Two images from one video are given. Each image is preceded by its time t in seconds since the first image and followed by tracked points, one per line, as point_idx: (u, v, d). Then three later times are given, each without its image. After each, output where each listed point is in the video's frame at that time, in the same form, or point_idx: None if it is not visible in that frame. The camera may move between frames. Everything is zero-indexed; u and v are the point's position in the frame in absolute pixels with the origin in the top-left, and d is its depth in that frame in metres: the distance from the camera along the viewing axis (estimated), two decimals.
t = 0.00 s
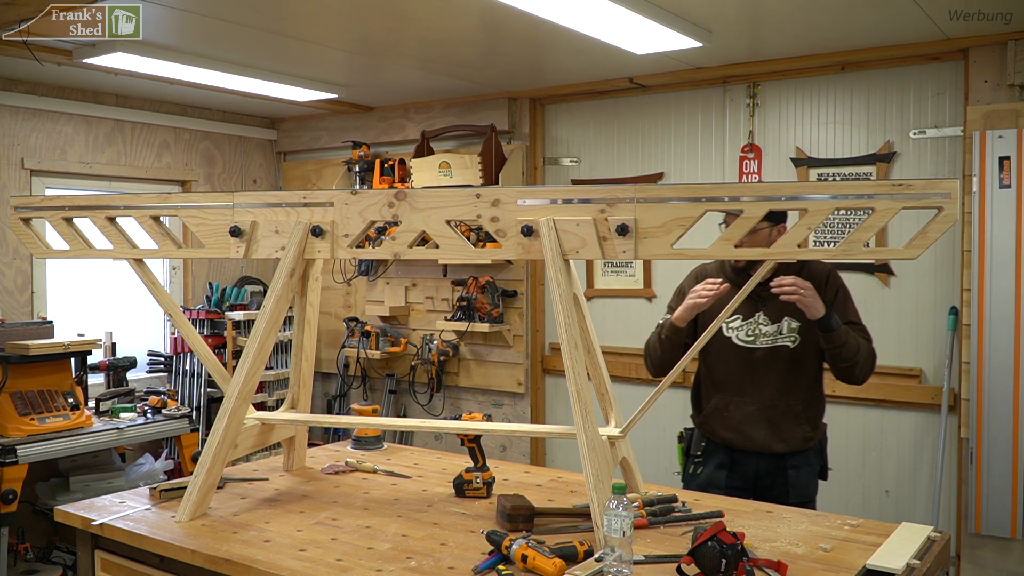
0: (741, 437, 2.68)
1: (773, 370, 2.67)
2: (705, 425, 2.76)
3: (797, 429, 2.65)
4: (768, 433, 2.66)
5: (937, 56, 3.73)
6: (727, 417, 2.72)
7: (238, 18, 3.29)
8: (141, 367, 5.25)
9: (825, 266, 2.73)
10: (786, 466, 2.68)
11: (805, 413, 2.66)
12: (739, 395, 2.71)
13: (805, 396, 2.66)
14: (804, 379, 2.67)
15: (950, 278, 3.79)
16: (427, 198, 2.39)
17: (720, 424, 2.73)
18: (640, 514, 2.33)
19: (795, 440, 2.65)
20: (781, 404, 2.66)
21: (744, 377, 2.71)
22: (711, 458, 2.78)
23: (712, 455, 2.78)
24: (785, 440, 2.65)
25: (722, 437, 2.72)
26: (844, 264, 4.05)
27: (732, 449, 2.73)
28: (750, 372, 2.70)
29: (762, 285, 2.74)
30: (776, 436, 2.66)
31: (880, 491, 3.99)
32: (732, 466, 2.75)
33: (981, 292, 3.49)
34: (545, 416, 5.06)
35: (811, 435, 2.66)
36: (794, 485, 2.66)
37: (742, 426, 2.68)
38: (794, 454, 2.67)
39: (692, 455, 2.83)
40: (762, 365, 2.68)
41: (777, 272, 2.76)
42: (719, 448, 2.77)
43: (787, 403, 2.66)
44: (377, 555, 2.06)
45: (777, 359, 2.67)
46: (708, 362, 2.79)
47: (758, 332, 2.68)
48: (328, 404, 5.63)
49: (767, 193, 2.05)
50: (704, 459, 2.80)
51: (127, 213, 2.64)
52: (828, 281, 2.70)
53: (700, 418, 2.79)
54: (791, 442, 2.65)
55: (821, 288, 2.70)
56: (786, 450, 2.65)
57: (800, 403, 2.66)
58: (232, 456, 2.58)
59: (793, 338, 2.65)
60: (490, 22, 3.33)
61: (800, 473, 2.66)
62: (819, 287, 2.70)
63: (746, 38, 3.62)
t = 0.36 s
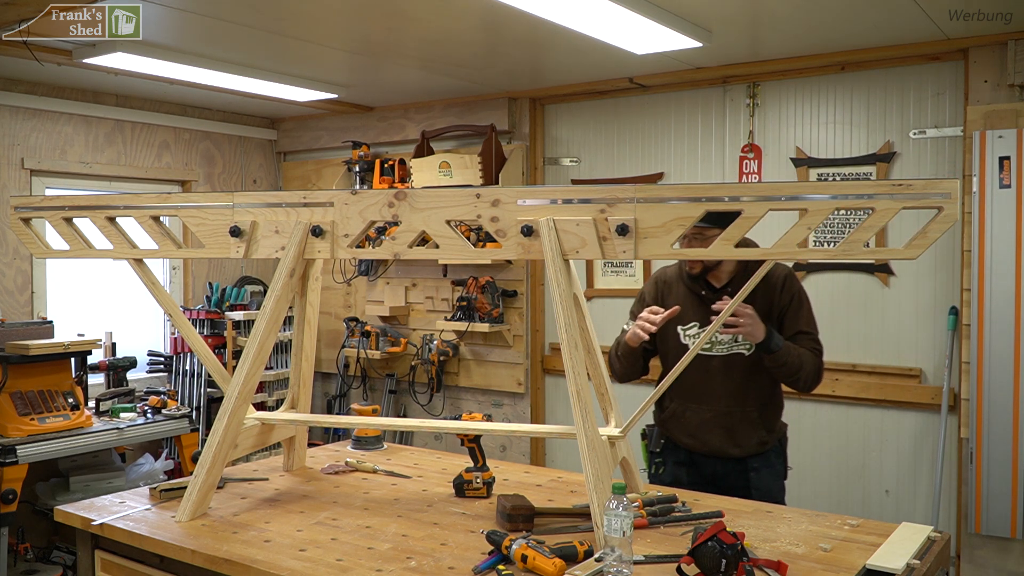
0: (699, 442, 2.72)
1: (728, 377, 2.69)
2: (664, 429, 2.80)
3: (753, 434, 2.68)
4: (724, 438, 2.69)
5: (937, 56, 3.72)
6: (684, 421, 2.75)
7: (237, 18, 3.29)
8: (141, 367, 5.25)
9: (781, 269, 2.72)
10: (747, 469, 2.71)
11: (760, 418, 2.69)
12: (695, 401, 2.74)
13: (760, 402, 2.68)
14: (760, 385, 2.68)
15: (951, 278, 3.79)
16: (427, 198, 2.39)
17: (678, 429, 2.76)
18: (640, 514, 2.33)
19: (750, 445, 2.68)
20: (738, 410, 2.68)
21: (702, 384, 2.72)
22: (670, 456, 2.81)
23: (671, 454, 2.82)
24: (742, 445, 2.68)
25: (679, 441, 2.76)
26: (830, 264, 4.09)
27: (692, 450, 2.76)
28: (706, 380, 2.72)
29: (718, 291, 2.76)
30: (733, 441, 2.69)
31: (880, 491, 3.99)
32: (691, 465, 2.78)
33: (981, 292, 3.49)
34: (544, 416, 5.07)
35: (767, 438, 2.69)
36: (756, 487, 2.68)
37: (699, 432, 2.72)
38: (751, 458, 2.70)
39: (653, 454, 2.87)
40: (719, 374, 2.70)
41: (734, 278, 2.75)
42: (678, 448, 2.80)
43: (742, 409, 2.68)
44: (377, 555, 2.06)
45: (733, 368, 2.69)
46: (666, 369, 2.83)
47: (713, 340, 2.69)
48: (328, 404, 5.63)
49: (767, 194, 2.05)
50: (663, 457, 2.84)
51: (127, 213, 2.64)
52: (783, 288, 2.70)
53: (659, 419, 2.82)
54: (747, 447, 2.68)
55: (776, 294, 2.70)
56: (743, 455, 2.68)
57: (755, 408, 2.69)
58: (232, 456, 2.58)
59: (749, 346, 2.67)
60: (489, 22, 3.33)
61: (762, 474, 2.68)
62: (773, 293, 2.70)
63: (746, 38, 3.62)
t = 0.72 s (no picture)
0: (678, 443, 2.77)
1: (703, 375, 2.76)
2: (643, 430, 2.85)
3: (731, 430, 2.74)
4: (703, 437, 2.75)
5: (937, 56, 3.72)
6: (662, 423, 2.80)
7: (237, 18, 3.29)
8: (141, 367, 5.25)
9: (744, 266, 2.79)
10: (729, 467, 2.77)
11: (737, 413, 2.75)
12: (671, 402, 2.79)
13: (735, 398, 2.75)
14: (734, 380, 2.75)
15: (951, 278, 3.79)
16: (427, 198, 2.39)
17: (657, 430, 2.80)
18: (640, 514, 2.33)
19: (728, 441, 2.74)
20: (715, 408, 2.74)
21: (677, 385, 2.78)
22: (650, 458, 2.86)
23: (652, 456, 2.87)
24: (721, 443, 2.74)
25: (659, 443, 2.81)
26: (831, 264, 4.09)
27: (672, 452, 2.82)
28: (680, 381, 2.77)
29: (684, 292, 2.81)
30: (712, 440, 2.75)
31: (880, 491, 3.99)
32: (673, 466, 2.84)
33: (981, 293, 3.49)
34: (544, 416, 5.07)
35: (745, 434, 2.75)
36: (738, 485, 2.75)
37: (677, 432, 2.77)
38: (730, 454, 2.76)
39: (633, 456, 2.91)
40: (693, 373, 2.76)
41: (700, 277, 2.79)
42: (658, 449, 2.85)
43: (719, 406, 2.74)
44: (378, 555, 2.06)
45: (706, 365, 2.75)
46: (642, 373, 2.88)
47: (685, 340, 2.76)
48: (328, 404, 5.63)
49: (767, 194, 2.06)
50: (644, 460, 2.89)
51: (127, 213, 2.64)
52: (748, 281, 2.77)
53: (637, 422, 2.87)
54: (726, 444, 2.74)
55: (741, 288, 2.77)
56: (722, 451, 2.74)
57: (732, 404, 2.75)
58: (232, 456, 2.58)
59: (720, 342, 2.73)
60: (488, 23, 3.33)
61: (743, 473, 2.75)
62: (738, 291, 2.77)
63: (747, 38, 3.61)
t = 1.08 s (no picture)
0: (674, 442, 2.76)
1: (693, 372, 2.77)
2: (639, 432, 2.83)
3: (725, 426, 2.74)
4: (699, 435, 2.74)
5: (937, 56, 3.73)
6: (657, 424, 2.79)
7: (236, 18, 3.29)
8: (141, 367, 5.25)
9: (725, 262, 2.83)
10: (725, 464, 2.78)
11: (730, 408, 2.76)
12: (664, 402, 2.79)
13: (727, 393, 2.76)
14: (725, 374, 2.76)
15: (951, 279, 3.79)
16: (427, 198, 2.39)
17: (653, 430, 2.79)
18: (640, 514, 2.33)
19: (724, 437, 2.74)
20: (708, 404, 2.75)
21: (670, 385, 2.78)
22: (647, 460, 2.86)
23: (649, 458, 2.85)
24: (718, 439, 2.74)
25: (655, 443, 2.80)
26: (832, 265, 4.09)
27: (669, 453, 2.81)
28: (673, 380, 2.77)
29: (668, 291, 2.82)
30: (708, 437, 2.75)
31: (880, 491, 3.99)
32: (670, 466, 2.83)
33: (981, 293, 3.49)
34: (544, 416, 5.07)
35: (740, 429, 2.76)
36: (733, 481, 2.76)
37: (672, 432, 2.77)
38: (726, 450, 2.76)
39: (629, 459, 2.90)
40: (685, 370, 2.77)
41: (681, 274, 2.81)
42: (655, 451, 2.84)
43: (713, 402, 2.75)
44: (378, 555, 2.06)
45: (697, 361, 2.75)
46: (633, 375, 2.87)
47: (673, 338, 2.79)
48: (328, 404, 5.63)
49: (767, 194, 2.06)
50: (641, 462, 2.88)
51: (127, 213, 2.64)
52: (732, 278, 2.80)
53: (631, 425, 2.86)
54: (722, 441, 2.75)
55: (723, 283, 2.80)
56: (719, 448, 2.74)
57: (725, 399, 2.76)
58: (232, 456, 2.58)
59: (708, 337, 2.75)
60: (488, 23, 3.33)
61: (738, 468, 2.76)
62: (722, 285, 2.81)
63: (747, 38, 3.61)
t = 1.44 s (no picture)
0: (682, 438, 2.75)
1: (698, 365, 2.75)
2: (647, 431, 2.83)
3: (733, 421, 2.72)
4: (705, 431, 2.73)
5: (937, 56, 3.73)
6: (665, 420, 2.79)
7: (236, 18, 3.29)
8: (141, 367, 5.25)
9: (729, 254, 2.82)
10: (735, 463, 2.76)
11: (739, 402, 2.74)
12: (670, 398, 2.78)
13: (734, 386, 2.75)
14: (730, 367, 2.75)
15: (950, 279, 3.79)
16: (427, 198, 2.39)
17: (658, 428, 2.80)
18: (640, 514, 2.33)
19: (732, 431, 2.72)
20: (714, 398, 2.73)
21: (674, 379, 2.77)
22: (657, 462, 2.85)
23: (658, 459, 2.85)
24: (725, 434, 2.72)
25: (664, 442, 2.79)
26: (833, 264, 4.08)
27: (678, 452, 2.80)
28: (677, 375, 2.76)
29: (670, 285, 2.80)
30: (716, 432, 2.73)
31: (880, 491, 3.99)
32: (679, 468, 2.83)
33: (981, 293, 3.49)
34: (544, 416, 5.07)
35: (749, 423, 2.73)
36: (743, 480, 2.72)
37: (680, 427, 2.76)
38: (737, 445, 2.73)
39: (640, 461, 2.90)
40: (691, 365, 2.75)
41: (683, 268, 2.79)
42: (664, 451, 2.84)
43: (719, 397, 2.73)
44: (378, 556, 2.06)
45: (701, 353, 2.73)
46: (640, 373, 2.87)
47: (676, 331, 2.77)
48: (328, 404, 5.63)
49: (767, 194, 2.06)
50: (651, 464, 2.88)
51: (127, 213, 2.64)
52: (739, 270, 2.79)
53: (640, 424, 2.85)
54: (731, 435, 2.72)
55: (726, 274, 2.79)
56: (728, 443, 2.72)
57: (731, 392, 2.74)
58: (232, 456, 2.58)
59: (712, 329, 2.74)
60: (487, 23, 3.33)
61: (748, 466, 2.73)
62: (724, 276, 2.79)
63: (747, 38, 3.61)
